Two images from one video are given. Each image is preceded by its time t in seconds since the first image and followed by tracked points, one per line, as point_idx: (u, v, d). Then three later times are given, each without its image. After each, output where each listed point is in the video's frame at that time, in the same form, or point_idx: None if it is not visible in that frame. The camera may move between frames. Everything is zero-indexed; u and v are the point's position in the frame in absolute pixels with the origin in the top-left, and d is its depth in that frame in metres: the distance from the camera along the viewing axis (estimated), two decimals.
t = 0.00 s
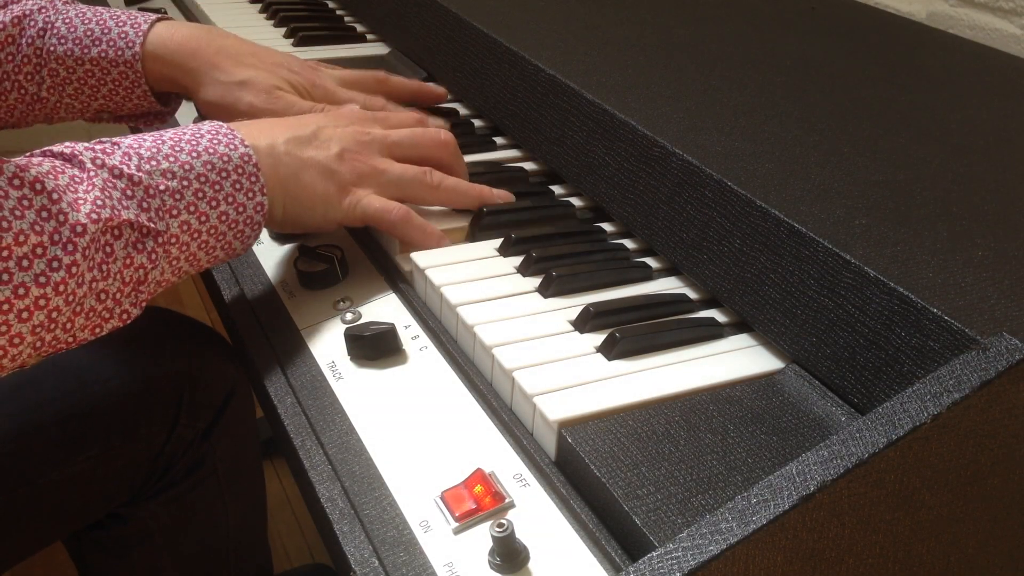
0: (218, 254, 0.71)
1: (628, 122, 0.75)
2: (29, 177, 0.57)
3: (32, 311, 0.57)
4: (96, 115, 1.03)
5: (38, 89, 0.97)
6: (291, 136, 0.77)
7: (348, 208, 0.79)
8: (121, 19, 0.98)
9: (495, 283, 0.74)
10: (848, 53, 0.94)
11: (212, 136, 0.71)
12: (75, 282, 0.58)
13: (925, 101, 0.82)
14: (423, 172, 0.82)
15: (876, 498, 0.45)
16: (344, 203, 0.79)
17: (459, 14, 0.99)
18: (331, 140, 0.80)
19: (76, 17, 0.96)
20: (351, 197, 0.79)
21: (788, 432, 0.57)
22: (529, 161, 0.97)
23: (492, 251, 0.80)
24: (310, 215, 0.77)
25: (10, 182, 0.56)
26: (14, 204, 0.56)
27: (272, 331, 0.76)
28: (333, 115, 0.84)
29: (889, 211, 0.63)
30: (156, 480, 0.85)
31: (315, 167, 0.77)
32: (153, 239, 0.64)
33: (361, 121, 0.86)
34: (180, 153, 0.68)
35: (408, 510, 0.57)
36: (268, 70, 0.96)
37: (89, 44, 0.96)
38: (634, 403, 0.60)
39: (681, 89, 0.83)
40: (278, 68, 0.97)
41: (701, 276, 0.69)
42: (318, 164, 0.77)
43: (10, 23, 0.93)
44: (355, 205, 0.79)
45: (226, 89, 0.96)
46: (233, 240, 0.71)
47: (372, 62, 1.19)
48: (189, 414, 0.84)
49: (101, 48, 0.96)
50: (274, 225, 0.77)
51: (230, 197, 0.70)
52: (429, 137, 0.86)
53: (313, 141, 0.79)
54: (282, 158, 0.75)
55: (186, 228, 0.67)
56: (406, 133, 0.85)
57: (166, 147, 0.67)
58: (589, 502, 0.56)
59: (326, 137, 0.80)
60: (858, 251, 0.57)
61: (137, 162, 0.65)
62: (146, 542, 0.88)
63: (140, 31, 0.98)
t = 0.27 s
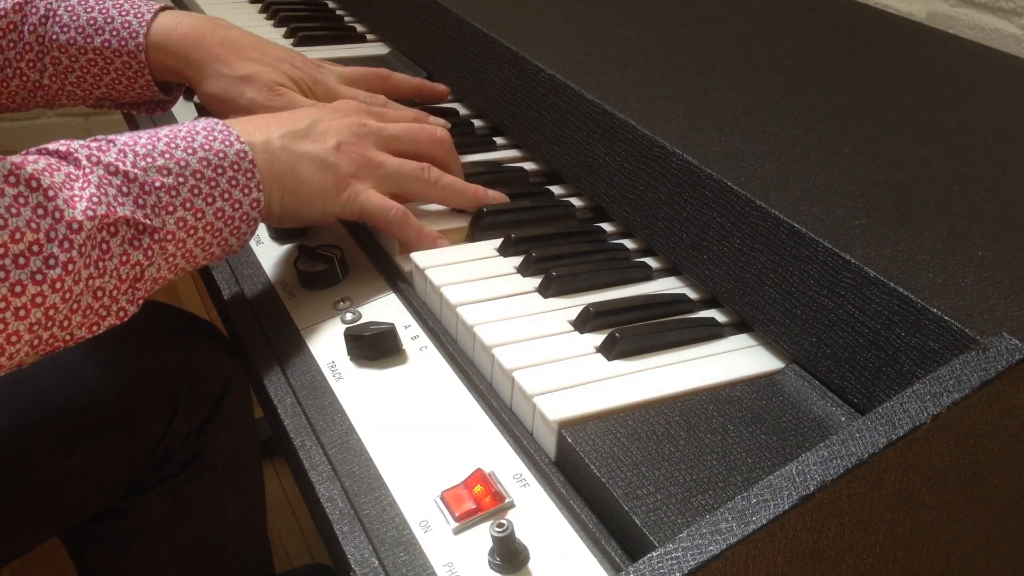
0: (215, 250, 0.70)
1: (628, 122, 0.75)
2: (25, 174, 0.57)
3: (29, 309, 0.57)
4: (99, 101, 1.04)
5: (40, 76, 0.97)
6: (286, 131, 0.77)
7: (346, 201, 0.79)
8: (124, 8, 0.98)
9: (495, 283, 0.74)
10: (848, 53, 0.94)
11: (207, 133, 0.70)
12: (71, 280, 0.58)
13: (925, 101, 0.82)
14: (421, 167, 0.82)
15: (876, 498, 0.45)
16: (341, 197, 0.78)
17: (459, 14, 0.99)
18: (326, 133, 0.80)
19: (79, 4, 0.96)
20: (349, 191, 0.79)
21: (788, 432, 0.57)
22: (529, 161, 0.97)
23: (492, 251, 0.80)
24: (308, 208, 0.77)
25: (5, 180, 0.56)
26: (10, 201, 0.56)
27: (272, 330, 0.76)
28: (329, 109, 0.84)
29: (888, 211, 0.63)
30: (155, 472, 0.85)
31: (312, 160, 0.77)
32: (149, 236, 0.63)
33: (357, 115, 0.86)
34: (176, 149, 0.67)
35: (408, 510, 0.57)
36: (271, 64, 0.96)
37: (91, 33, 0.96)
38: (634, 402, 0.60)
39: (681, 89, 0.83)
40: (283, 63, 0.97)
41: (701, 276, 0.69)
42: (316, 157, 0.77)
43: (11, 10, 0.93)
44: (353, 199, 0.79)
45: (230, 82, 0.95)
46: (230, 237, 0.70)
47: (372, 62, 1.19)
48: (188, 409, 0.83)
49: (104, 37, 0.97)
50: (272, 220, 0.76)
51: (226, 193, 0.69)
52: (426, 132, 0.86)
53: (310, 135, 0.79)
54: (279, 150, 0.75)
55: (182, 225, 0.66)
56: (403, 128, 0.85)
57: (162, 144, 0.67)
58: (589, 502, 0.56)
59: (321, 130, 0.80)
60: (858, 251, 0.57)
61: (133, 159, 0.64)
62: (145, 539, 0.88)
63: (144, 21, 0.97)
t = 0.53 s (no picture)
0: (212, 246, 0.70)
1: (628, 122, 0.74)
2: (21, 160, 0.56)
3: (21, 296, 0.57)
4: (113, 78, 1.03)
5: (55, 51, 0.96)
6: (287, 131, 0.77)
7: (347, 202, 0.79)
8: None
9: (495, 283, 0.74)
10: (848, 53, 0.94)
11: (207, 127, 0.70)
12: (65, 270, 0.58)
13: (925, 101, 0.82)
14: (421, 166, 0.82)
15: (876, 498, 0.45)
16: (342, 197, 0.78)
17: (459, 14, 0.99)
18: (326, 135, 0.80)
19: None
20: (350, 192, 0.79)
21: (787, 432, 0.57)
22: (529, 161, 0.97)
23: (492, 251, 0.80)
24: (309, 208, 0.77)
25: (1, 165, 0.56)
26: (5, 186, 0.56)
27: (271, 330, 0.76)
28: (328, 109, 0.84)
29: (888, 211, 0.63)
30: (155, 471, 0.85)
31: (313, 162, 0.77)
32: (146, 228, 0.63)
33: (356, 115, 0.85)
34: (175, 142, 0.67)
35: (408, 510, 0.57)
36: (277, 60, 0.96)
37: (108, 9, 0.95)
38: (634, 402, 0.60)
39: (681, 89, 0.83)
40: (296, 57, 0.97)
41: (701, 276, 0.69)
42: (317, 159, 0.77)
43: None
44: (353, 199, 0.79)
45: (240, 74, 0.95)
46: (228, 232, 0.70)
47: (372, 62, 1.19)
48: (187, 408, 0.83)
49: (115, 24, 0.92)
50: (273, 220, 0.76)
51: (225, 188, 0.69)
52: (426, 134, 0.86)
53: (310, 136, 0.79)
54: (281, 151, 0.74)
55: (180, 218, 0.66)
56: (403, 131, 0.85)
57: (161, 136, 0.66)
58: (589, 502, 0.56)
59: (321, 132, 0.80)
60: (858, 251, 0.57)
61: (132, 150, 0.64)
62: (145, 538, 0.88)
63: None
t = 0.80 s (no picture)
0: (197, 254, 0.67)
1: (628, 123, 0.74)
2: None
3: None
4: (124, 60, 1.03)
5: (70, 36, 0.96)
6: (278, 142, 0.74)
7: (339, 213, 0.77)
8: None
9: (495, 283, 0.74)
10: (848, 53, 0.94)
11: (195, 132, 0.66)
12: (31, 275, 0.57)
13: (925, 101, 0.82)
14: (411, 162, 0.82)
15: (876, 498, 0.45)
16: (335, 207, 0.77)
17: (459, 14, 0.99)
18: (317, 143, 0.77)
19: None
20: (342, 200, 0.77)
21: (787, 432, 0.57)
22: (529, 161, 0.97)
23: (492, 251, 0.80)
24: (301, 221, 0.75)
25: None
26: None
27: (272, 330, 0.76)
28: (316, 113, 0.81)
29: (888, 210, 0.63)
30: (155, 472, 0.85)
31: (305, 174, 0.75)
32: (121, 235, 0.61)
33: (346, 120, 0.82)
34: (159, 147, 0.64)
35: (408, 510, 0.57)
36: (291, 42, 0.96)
37: None
38: (634, 402, 0.60)
39: (681, 89, 0.83)
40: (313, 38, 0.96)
41: (701, 276, 0.69)
42: (307, 171, 0.75)
43: None
44: (346, 207, 0.77)
45: (257, 54, 0.96)
46: (212, 241, 0.67)
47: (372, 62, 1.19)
48: (187, 409, 0.83)
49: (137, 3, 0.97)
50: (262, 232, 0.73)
51: (208, 197, 0.65)
52: (416, 137, 0.84)
53: (301, 146, 0.76)
54: (271, 164, 0.72)
55: (159, 226, 0.63)
56: (393, 135, 0.83)
57: (145, 140, 0.64)
58: (589, 502, 0.56)
59: (312, 140, 0.77)
60: (858, 251, 0.57)
61: (112, 154, 0.61)
62: (145, 537, 0.88)
63: None
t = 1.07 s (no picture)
0: (185, 270, 0.67)
1: (627, 123, 0.74)
2: None
3: None
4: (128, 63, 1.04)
5: (74, 46, 0.97)
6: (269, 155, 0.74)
7: (338, 222, 0.77)
8: None
9: (495, 283, 0.74)
10: (848, 53, 0.94)
11: (189, 150, 0.67)
12: (15, 292, 0.56)
13: (925, 101, 0.82)
14: (407, 170, 0.81)
15: (876, 498, 0.45)
16: (333, 217, 0.76)
17: (459, 14, 0.99)
18: (312, 153, 0.77)
19: None
20: (341, 208, 0.77)
21: (787, 432, 0.57)
22: (529, 161, 0.97)
23: (492, 251, 0.80)
24: (299, 233, 0.75)
25: None
26: None
27: (272, 330, 0.76)
28: (312, 123, 0.81)
29: (888, 211, 0.63)
30: (154, 471, 0.85)
31: (300, 185, 0.74)
32: (109, 251, 0.61)
33: (341, 128, 0.82)
34: (152, 164, 0.64)
35: (409, 511, 0.57)
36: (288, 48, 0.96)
37: (125, 8, 0.96)
38: (634, 402, 0.60)
39: (681, 89, 0.83)
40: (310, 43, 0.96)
41: (701, 276, 0.69)
42: (303, 181, 0.75)
43: None
44: (344, 215, 0.77)
45: (254, 64, 0.97)
46: (202, 257, 0.67)
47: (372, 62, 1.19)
48: (186, 407, 0.83)
49: (136, 13, 0.97)
50: (261, 245, 0.74)
51: (199, 213, 0.66)
52: (412, 143, 0.84)
53: (295, 156, 0.76)
54: (265, 177, 0.72)
55: (148, 242, 0.63)
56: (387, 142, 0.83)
57: (138, 157, 0.64)
58: (589, 502, 0.56)
59: (306, 151, 0.77)
60: (858, 251, 0.57)
61: (104, 169, 0.62)
62: (145, 537, 0.88)
63: None
